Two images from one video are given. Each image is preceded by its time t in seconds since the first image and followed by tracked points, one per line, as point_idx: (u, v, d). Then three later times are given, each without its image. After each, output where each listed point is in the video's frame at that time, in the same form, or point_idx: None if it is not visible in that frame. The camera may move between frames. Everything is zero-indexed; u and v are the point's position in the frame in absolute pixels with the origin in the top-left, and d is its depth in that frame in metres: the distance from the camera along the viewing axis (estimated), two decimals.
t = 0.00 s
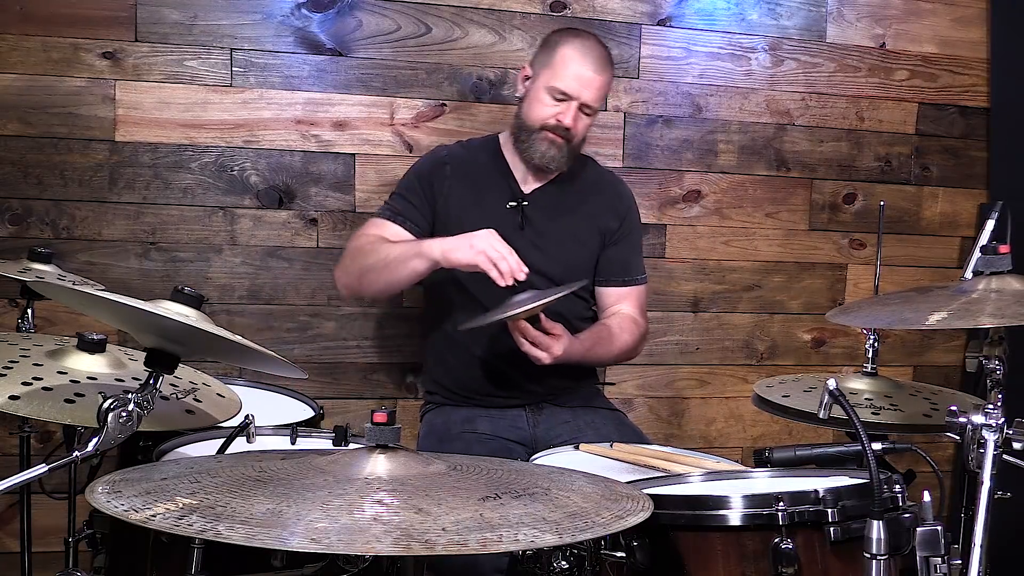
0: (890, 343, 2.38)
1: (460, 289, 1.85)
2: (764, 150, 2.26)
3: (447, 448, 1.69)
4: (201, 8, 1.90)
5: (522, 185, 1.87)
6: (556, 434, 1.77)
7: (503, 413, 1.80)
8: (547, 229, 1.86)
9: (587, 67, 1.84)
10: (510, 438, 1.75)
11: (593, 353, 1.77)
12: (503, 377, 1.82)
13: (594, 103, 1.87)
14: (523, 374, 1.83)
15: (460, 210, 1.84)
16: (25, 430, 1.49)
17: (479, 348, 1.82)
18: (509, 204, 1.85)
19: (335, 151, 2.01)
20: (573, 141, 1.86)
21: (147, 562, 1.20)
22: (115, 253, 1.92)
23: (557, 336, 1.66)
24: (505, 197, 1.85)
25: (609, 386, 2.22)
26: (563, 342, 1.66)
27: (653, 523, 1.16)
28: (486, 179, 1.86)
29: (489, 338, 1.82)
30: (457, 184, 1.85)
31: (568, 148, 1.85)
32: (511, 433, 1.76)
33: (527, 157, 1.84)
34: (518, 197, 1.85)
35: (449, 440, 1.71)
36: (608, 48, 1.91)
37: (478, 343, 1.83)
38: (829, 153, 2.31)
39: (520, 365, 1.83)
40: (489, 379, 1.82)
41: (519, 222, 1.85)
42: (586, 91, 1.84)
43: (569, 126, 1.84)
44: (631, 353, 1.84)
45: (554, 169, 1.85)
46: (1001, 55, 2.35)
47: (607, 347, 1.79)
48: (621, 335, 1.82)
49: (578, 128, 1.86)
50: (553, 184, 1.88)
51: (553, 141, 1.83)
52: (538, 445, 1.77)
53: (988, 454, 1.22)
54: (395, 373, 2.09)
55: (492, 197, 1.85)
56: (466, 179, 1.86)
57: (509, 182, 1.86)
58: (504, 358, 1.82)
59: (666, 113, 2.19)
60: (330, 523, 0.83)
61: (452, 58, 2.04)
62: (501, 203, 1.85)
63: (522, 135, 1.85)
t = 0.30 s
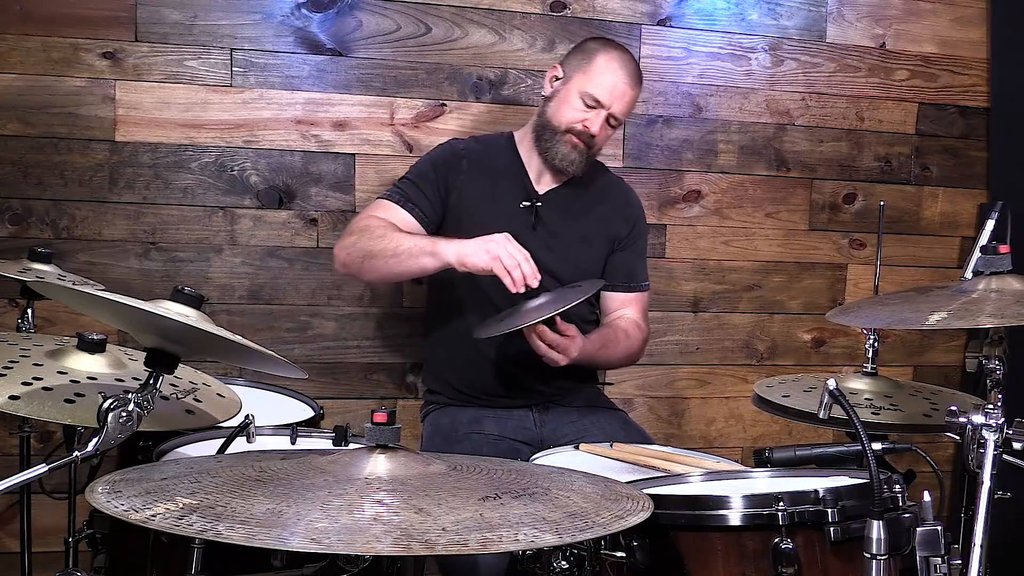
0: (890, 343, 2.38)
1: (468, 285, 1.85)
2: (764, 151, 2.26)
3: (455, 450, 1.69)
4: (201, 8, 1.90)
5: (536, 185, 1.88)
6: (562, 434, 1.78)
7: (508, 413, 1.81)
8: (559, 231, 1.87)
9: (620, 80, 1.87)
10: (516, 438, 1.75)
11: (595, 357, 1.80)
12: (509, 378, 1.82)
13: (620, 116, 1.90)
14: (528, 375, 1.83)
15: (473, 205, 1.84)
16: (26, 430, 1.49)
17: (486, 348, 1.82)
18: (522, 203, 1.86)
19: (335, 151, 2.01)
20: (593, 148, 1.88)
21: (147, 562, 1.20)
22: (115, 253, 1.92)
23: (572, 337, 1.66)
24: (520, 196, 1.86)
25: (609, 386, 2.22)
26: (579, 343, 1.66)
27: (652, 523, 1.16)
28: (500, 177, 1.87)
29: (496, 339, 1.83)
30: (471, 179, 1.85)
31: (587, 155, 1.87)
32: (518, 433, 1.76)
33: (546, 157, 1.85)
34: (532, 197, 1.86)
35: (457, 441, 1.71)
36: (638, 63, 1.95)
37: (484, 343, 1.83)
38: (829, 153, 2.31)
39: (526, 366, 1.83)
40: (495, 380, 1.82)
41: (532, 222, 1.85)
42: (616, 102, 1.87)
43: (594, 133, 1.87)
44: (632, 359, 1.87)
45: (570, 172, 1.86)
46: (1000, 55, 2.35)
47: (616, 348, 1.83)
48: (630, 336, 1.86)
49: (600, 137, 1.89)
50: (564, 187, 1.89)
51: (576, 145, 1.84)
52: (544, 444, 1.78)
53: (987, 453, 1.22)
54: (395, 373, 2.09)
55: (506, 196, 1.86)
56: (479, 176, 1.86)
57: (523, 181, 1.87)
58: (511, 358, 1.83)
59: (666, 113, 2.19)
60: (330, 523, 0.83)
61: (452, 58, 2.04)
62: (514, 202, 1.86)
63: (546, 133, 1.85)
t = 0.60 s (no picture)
0: (890, 343, 2.38)
1: (473, 284, 1.84)
2: (764, 150, 2.26)
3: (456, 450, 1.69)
4: (201, 8, 1.90)
5: (545, 186, 1.88)
6: (562, 433, 1.79)
7: (510, 413, 1.81)
8: (566, 233, 1.87)
9: (634, 86, 1.88)
10: (517, 438, 1.75)
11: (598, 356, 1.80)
12: (511, 378, 1.82)
13: (631, 122, 1.91)
14: (531, 376, 1.84)
15: (481, 203, 1.84)
16: (26, 430, 1.49)
17: (489, 349, 1.82)
18: (530, 204, 1.86)
19: (335, 151, 2.01)
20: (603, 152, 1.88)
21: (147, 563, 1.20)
22: (115, 253, 1.92)
23: (579, 335, 1.66)
24: (528, 196, 1.86)
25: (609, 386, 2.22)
26: (586, 342, 1.66)
27: (652, 523, 1.16)
28: (509, 176, 1.87)
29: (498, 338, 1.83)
30: (480, 177, 1.85)
31: (597, 159, 1.87)
32: (519, 433, 1.76)
33: (556, 159, 1.85)
34: (540, 198, 1.86)
35: (458, 441, 1.71)
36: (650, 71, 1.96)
37: (486, 343, 1.82)
38: (829, 153, 2.31)
39: (529, 367, 1.83)
40: (497, 380, 1.82)
41: (539, 222, 1.85)
42: (628, 108, 1.88)
43: (605, 137, 1.87)
44: (634, 362, 1.87)
45: (579, 175, 1.86)
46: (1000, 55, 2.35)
47: (620, 349, 1.84)
48: (633, 339, 1.86)
49: (610, 142, 1.90)
50: (570, 189, 1.90)
51: (587, 149, 1.85)
52: (544, 444, 1.78)
53: (987, 453, 1.22)
54: (395, 373, 2.09)
55: (515, 195, 1.86)
56: (487, 174, 1.86)
57: (531, 181, 1.87)
58: (514, 358, 1.83)
59: (666, 113, 2.19)
60: (330, 524, 0.83)
61: (452, 58, 2.04)
62: (522, 201, 1.86)
63: (556, 135, 1.86)
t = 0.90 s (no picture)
0: (890, 343, 2.39)
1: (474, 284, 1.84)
2: (764, 151, 2.26)
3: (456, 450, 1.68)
4: (201, 8, 1.90)
5: (546, 186, 1.88)
6: (563, 433, 1.79)
7: (510, 413, 1.81)
8: (568, 233, 1.88)
9: (637, 86, 1.88)
10: (517, 438, 1.75)
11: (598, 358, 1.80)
12: (511, 377, 1.82)
13: (634, 122, 1.91)
14: (531, 375, 1.84)
15: (484, 202, 1.84)
16: (25, 431, 1.49)
17: (490, 347, 1.82)
18: (533, 203, 1.86)
19: (335, 151, 2.01)
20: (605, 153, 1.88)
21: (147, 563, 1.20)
22: (115, 253, 1.92)
23: (580, 335, 1.64)
24: (531, 196, 1.86)
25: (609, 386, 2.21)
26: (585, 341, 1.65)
27: (653, 523, 1.16)
28: (513, 176, 1.87)
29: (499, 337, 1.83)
30: (483, 176, 1.86)
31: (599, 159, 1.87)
32: (519, 433, 1.76)
33: (558, 159, 1.85)
34: (543, 198, 1.87)
35: (458, 441, 1.71)
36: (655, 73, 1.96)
37: (487, 342, 1.83)
38: (829, 153, 2.31)
39: (529, 366, 1.84)
40: (497, 379, 1.82)
41: (541, 221, 1.86)
42: (631, 108, 1.88)
43: (608, 137, 1.87)
44: (633, 362, 1.87)
45: (581, 175, 1.86)
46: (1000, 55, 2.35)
47: (620, 350, 1.83)
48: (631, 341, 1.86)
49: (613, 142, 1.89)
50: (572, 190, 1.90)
51: (589, 149, 1.85)
52: (544, 444, 1.78)
53: (988, 453, 1.22)
54: (395, 373, 2.09)
55: (518, 194, 1.86)
56: (491, 173, 1.86)
57: (534, 180, 1.87)
58: (514, 358, 1.83)
59: (666, 113, 2.19)
60: (330, 524, 0.83)
61: (452, 58, 2.04)
62: (525, 201, 1.86)
63: (559, 135, 1.86)
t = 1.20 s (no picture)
0: (890, 343, 2.39)
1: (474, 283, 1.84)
2: (764, 151, 2.26)
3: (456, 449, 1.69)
4: (201, 8, 1.90)
5: (546, 186, 1.89)
6: (562, 433, 1.79)
7: (510, 413, 1.81)
8: (568, 233, 1.88)
9: (637, 86, 1.88)
10: (517, 437, 1.75)
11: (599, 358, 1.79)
12: (511, 376, 1.83)
13: (633, 121, 1.91)
14: (531, 375, 1.84)
15: (484, 201, 1.84)
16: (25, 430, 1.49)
17: (489, 347, 1.82)
18: (532, 203, 1.86)
19: (335, 151, 2.01)
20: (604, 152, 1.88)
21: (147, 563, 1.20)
22: (115, 253, 1.92)
23: (581, 331, 1.63)
24: (530, 196, 1.87)
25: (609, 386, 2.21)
26: (585, 338, 1.64)
27: (652, 523, 1.16)
28: (512, 176, 1.87)
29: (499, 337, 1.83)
30: (483, 176, 1.86)
31: (598, 159, 1.87)
32: (519, 433, 1.76)
33: (556, 159, 1.85)
34: (542, 198, 1.87)
35: (458, 440, 1.71)
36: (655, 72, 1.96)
37: (487, 341, 1.83)
38: (829, 153, 2.31)
39: (529, 365, 1.84)
40: (497, 378, 1.82)
41: (540, 221, 1.86)
42: (630, 107, 1.88)
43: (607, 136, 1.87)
44: (633, 362, 1.87)
45: (579, 176, 1.86)
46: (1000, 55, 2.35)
47: (620, 348, 1.83)
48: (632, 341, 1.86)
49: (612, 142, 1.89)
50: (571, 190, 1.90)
51: (588, 149, 1.85)
52: (544, 444, 1.78)
53: (987, 453, 1.22)
54: (395, 373, 2.09)
55: (518, 194, 1.86)
56: (491, 172, 1.86)
57: (533, 180, 1.88)
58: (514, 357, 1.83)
59: (666, 113, 2.19)
60: (330, 523, 0.83)
61: (452, 58, 2.04)
62: (525, 201, 1.86)
63: (558, 135, 1.86)
